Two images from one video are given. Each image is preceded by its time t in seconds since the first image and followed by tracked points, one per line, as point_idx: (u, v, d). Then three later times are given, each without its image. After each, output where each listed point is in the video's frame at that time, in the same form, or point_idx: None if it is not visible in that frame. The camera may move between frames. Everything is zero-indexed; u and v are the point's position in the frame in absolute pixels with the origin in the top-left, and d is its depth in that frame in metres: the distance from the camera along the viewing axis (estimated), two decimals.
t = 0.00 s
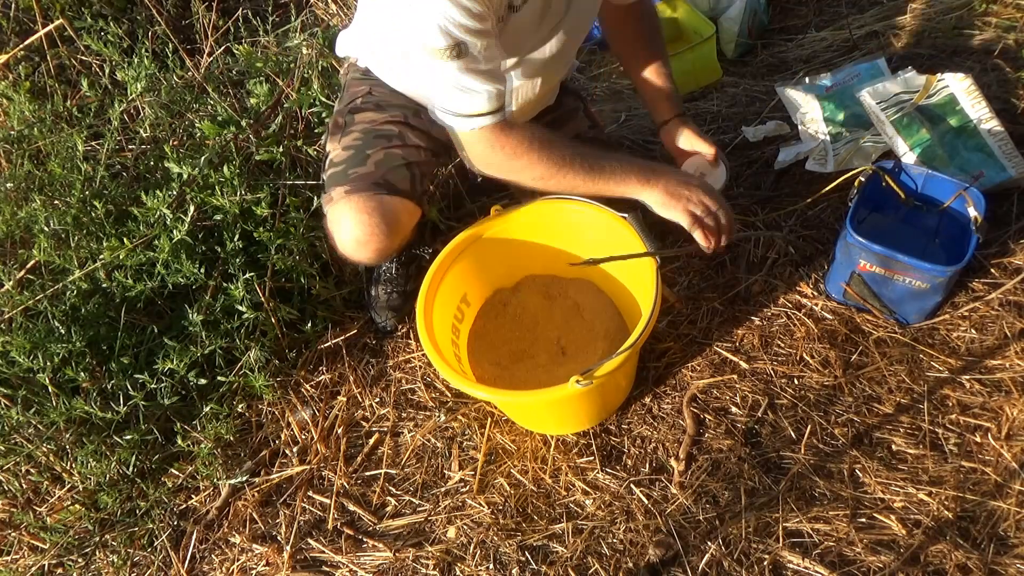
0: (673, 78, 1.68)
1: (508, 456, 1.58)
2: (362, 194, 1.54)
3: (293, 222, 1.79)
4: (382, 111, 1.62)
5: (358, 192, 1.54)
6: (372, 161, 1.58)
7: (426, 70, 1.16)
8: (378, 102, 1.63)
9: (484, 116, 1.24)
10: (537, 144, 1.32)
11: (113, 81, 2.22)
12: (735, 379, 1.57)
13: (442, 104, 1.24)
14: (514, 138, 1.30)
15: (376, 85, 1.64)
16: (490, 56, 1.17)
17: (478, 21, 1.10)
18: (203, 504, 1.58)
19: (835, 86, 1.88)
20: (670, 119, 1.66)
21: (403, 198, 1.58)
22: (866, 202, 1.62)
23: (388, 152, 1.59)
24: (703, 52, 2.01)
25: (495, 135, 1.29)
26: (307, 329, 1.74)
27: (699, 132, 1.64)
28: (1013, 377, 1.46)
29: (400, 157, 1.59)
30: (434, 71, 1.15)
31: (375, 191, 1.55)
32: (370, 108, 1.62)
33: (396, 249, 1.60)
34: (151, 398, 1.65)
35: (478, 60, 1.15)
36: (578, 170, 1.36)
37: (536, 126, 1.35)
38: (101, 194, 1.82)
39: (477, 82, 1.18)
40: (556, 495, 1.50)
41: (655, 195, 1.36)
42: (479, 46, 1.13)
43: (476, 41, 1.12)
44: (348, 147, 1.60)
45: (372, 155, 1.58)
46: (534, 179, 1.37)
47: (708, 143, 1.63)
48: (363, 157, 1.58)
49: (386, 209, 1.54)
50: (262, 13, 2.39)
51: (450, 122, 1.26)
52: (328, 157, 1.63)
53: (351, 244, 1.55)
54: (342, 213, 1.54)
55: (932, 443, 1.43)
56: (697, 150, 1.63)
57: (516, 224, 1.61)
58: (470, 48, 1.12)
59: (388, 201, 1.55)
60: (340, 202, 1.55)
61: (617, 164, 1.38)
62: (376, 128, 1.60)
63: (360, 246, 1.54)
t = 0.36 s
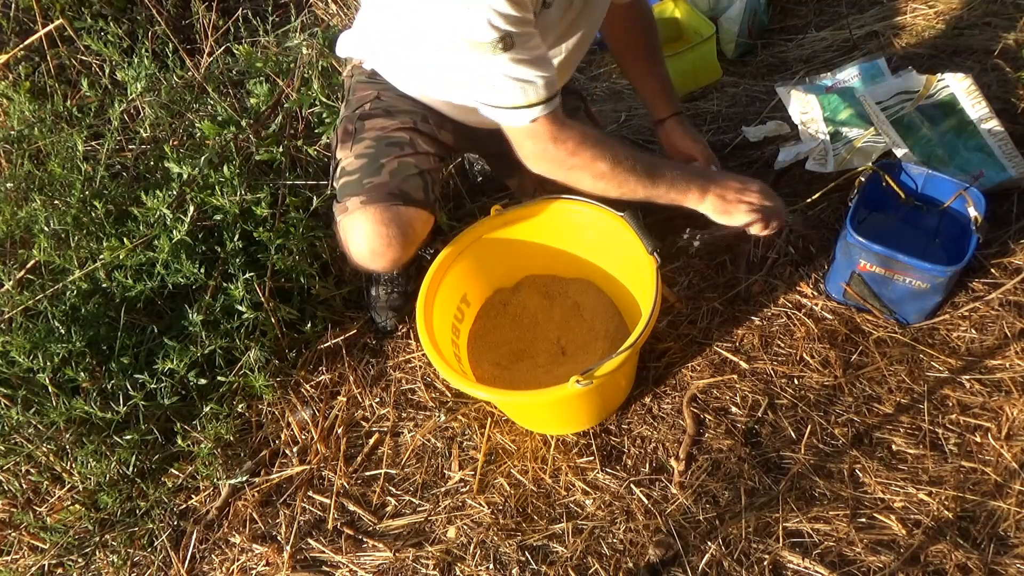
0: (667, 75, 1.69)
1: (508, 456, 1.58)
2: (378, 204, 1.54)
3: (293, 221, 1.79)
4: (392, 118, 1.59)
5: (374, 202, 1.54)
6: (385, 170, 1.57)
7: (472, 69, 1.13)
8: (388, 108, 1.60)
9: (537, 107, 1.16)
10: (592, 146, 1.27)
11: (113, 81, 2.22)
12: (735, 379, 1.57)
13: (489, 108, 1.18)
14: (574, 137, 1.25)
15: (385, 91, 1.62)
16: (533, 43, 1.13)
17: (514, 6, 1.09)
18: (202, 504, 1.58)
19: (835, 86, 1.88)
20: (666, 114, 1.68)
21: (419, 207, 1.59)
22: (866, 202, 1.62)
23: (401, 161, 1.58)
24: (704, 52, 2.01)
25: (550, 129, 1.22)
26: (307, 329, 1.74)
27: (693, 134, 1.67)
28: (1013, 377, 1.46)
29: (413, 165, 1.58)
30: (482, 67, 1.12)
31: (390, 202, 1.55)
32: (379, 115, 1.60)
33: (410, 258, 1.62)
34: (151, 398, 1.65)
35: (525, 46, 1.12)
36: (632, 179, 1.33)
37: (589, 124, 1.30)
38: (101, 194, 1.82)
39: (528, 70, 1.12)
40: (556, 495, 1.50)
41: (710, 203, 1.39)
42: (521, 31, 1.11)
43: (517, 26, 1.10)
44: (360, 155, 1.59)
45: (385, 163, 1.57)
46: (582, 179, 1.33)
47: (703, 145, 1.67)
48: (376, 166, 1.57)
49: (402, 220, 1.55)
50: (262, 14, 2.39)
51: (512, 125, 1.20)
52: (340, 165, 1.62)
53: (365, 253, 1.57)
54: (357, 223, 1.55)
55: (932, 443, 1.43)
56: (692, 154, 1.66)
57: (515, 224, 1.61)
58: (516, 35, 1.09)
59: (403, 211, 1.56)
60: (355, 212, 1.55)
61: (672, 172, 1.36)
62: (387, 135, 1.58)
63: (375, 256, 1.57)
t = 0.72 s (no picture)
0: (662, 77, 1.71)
1: (508, 456, 1.58)
2: (380, 208, 1.54)
3: (293, 221, 1.79)
4: (395, 119, 1.58)
5: (376, 206, 1.54)
6: (388, 173, 1.56)
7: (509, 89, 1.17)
8: (391, 109, 1.59)
9: (571, 121, 1.20)
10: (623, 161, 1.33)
11: (113, 81, 2.22)
12: (735, 379, 1.57)
13: (528, 123, 1.22)
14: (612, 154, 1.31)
15: (389, 90, 1.61)
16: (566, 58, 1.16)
17: (544, 26, 1.12)
18: (203, 504, 1.58)
19: (835, 86, 1.88)
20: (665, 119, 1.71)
21: (421, 210, 1.59)
22: (866, 202, 1.62)
23: (403, 163, 1.57)
24: (704, 52, 2.01)
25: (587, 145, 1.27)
26: (308, 329, 1.74)
27: (692, 138, 1.71)
28: (1013, 377, 1.46)
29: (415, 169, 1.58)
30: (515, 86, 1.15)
31: (393, 206, 1.54)
32: (383, 115, 1.59)
33: (412, 260, 1.62)
34: (151, 398, 1.65)
35: (558, 63, 1.15)
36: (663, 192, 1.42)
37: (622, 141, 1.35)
38: (101, 194, 1.82)
39: (561, 85, 1.15)
40: (556, 495, 1.50)
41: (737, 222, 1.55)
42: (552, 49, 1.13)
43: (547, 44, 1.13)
44: (363, 157, 1.58)
45: (388, 166, 1.57)
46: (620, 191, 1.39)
47: (702, 147, 1.70)
48: (379, 169, 1.56)
49: (404, 223, 1.55)
50: (262, 14, 2.39)
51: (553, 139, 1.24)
52: (342, 165, 1.61)
53: (367, 255, 1.57)
54: (359, 225, 1.55)
55: (932, 443, 1.43)
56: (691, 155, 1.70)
57: (515, 224, 1.61)
58: (548, 54, 1.12)
59: (405, 214, 1.55)
60: (357, 214, 1.55)
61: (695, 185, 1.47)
62: (390, 137, 1.57)
63: (377, 258, 1.57)
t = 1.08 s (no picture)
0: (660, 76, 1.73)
1: (508, 456, 1.58)
2: (383, 212, 1.53)
3: (293, 221, 1.79)
4: (398, 122, 1.59)
5: (379, 209, 1.53)
6: (391, 176, 1.56)
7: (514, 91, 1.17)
8: (393, 113, 1.60)
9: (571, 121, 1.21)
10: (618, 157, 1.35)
11: (113, 81, 2.22)
12: (735, 379, 1.57)
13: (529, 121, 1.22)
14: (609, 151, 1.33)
15: (390, 93, 1.62)
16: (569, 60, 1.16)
17: (552, 29, 1.12)
18: (203, 504, 1.58)
19: (835, 86, 1.87)
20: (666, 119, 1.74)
21: (424, 214, 1.58)
22: (866, 202, 1.62)
23: (406, 166, 1.57)
24: (704, 52, 2.01)
25: (584, 143, 1.29)
26: (307, 329, 1.74)
27: (693, 136, 1.73)
28: (1013, 377, 1.46)
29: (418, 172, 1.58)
30: (520, 88, 1.15)
31: (396, 209, 1.54)
32: (384, 118, 1.60)
33: (415, 264, 1.62)
34: (151, 398, 1.65)
35: (562, 66, 1.15)
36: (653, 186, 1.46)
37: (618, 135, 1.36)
38: (101, 194, 1.82)
39: (563, 88, 1.16)
40: (556, 495, 1.50)
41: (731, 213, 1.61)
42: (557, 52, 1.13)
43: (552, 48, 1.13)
44: (366, 160, 1.58)
45: (391, 169, 1.57)
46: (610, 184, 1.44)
47: (703, 145, 1.73)
48: (381, 172, 1.56)
49: (407, 227, 1.54)
50: (262, 14, 2.39)
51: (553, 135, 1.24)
52: (344, 169, 1.61)
53: (370, 259, 1.56)
54: (361, 229, 1.54)
55: (932, 443, 1.42)
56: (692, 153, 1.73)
57: (516, 224, 1.61)
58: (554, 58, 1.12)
59: (409, 217, 1.55)
60: (359, 218, 1.54)
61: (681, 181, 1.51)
62: (393, 141, 1.58)
63: (380, 263, 1.56)
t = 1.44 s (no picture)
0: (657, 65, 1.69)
1: (508, 456, 1.58)
2: (376, 199, 1.55)
3: (293, 222, 1.79)
4: (393, 115, 1.61)
5: (372, 197, 1.55)
6: (384, 166, 1.57)
7: (433, 62, 1.22)
8: (389, 106, 1.62)
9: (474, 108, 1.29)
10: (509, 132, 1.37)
11: (113, 81, 2.22)
12: (735, 379, 1.57)
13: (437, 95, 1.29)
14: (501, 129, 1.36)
15: (387, 88, 1.64)
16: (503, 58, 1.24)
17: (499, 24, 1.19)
18: (203, 504, 1.58)
19: (835, 86, 1.88)
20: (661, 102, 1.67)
21: (417, 202, 1.59)
22: (866, 202, 1.62)
23: (400, 157, 1.59)
24: (704, 52, 2.00)
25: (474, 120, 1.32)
26: (308, 329, 1.74)
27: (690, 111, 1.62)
28: (1013, 377, 1.46)
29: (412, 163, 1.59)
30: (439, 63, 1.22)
31: (389, 197, 1.55)
32: (381, 111, 1.62)
33: (408, 252, 1.62)
34: (151, 398, 1.65)
35: (489, 61, 1.22)
36: (542, 159, 1.42)
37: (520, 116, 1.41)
38: (101, 194, 1.82)
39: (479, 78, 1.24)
40: (556, 495, 1.50)
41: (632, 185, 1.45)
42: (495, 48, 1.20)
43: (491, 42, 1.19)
44: (360, 151, 1.60)
45: (385, 159, 1.58)
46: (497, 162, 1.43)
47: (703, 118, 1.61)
48: (375, 162, 1.58)
49: (399, 214, 1.56)
50: (262, 14, 2.38)
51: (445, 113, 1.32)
52: (339, 160, 1.62)
53: (363, 249, 1.58)
54: (355, 218, 1.55)
55: (932, 443, 1.43)
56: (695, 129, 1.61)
57: (516, 224, 1.61)
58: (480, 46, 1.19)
59: (401, 205, 1.56)
60: (353, 206, 1.56)
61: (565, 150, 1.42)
62: (387, 132, 1.59)
63: (373, 251, 1.57)
